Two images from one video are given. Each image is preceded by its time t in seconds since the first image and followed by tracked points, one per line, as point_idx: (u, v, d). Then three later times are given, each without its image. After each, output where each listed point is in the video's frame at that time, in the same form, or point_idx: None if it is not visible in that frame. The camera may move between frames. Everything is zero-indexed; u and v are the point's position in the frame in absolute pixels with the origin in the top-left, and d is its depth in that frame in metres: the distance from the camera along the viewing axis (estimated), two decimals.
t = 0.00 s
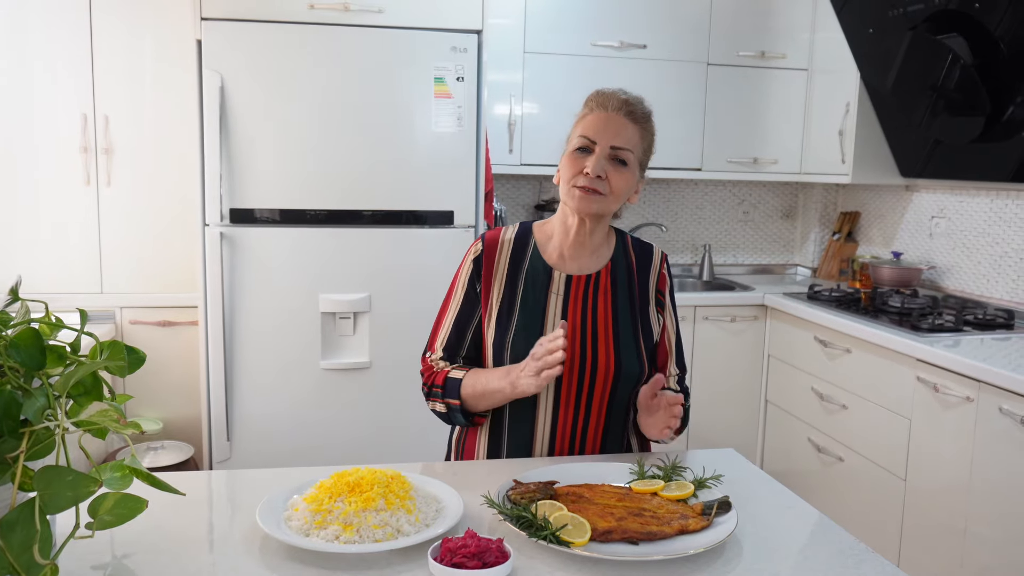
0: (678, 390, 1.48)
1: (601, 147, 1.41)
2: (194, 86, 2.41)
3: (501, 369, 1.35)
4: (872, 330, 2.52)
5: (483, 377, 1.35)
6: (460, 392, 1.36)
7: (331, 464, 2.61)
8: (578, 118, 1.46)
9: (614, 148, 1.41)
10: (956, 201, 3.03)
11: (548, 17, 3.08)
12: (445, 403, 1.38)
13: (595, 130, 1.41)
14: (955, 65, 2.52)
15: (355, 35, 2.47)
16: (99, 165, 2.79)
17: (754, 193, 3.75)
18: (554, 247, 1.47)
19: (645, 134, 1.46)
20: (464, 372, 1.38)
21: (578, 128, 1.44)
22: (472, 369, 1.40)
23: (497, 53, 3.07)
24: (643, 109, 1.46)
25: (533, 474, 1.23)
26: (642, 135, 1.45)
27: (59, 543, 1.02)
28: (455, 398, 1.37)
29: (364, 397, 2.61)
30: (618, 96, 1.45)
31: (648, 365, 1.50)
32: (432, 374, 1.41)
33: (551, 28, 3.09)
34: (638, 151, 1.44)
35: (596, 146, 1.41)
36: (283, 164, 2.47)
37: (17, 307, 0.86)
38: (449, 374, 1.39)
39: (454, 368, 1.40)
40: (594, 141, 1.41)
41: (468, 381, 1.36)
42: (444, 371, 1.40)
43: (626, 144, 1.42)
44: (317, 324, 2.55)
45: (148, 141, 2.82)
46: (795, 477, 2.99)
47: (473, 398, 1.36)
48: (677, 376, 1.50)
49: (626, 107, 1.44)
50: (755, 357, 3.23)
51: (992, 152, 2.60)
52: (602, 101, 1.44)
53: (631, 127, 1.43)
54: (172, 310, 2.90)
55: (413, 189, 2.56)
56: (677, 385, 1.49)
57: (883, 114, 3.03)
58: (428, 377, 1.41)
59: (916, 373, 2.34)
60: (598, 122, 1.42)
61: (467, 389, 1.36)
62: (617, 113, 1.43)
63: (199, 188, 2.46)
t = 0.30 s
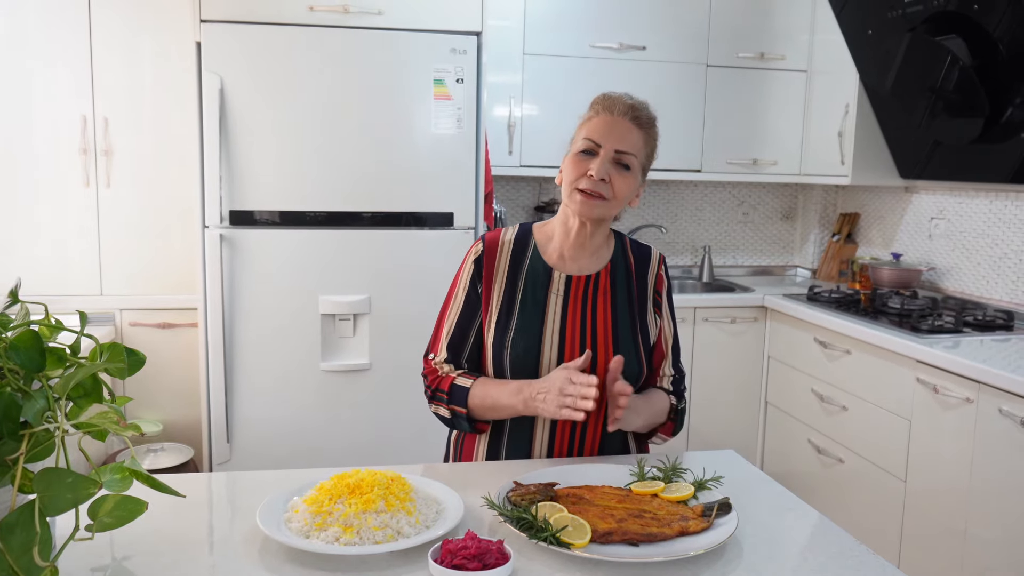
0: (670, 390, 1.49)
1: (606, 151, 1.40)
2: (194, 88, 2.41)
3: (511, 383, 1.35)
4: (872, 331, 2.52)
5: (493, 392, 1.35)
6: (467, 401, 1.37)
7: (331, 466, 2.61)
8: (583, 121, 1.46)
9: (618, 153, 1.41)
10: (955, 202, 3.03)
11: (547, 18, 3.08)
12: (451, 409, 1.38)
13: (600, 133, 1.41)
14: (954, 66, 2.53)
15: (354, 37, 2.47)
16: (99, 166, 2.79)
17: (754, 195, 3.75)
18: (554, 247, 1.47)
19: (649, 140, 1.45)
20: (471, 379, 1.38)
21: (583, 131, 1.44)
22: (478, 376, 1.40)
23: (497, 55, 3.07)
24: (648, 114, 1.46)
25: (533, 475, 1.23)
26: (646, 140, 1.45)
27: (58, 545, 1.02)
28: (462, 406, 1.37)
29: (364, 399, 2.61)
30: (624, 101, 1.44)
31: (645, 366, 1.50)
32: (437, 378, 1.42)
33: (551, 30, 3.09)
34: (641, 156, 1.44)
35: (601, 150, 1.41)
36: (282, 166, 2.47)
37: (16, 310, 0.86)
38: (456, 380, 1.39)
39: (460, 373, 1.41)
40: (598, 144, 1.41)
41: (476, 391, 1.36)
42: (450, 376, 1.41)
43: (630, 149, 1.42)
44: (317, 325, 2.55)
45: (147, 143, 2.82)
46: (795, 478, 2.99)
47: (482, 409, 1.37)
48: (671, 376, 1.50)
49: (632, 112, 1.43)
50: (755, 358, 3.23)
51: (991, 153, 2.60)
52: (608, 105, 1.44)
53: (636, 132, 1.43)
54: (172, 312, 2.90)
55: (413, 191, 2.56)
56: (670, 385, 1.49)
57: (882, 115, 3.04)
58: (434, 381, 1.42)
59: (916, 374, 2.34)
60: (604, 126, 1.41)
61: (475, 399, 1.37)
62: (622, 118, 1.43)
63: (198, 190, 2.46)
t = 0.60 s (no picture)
0: (666, 390, 1.48)
1: (596, 148, 1.41)
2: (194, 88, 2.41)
3: (503, 387, 1.36)
4: (872, 331, 2.52)
5: (487, 396, 1.36)
6: (462, 405, 1.37)
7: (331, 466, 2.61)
8: (570, 121, 1.46)
9: (607, 149, 1.41)
10: (955, 202, 3.03)
11: (547, 19, 3.08)
12: (447, 413, 1.39)
13: (589, 131, 1.42)
14: (954, 67, 2.53)
15: (354, 38, 2.47)
16: (99, 167, 2.79)
17: (754, 195, 3.75)
18: (552, 248, 1.47)
19: (637, 133, 1.46)
20: (466, 384, 1.39)
21: (571, 131, 1.44)
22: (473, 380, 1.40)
23: (497, 56, 3.07)
24: (634, 108, 1.46)
25: (533, 475, 1.24)
26: (635, 134, 1.45)
27: (59, 546, 1.02)
28: (457, 410, 1.38)
29: (364, 399, 2.61)
30: (609, 98, 1.45)
31: (643, 365, 1.50)
32: (434, 381, 1.42)
33: (551, 30, 3.09)
34: (631, 150, 1.44)
35: (590, 148, 1.41)
36: (282, 166, 2.47)
37: (16, 311, 0.86)
38: (451, 384, 1.39)
39: (456, 376, 1.41)
40: (588, 142, 1.41)
41: (471, 395, 1.37)
42: (446, 380, 1.41)
43: (620, 144, 1.42)
44: (318, 326, 2.55)
45: (147, 143, 2.82)
46: (795, 479, 2.99)
47: (476, 414, 1.37)
48: (668, 375, 1.49)
49: (617, 108, 1.44)
50: (755, 359, 3.23)
51: (991, 154, 2.60)
52: (593, 104, 1.44)
53: (623, 127, 1.43)
54: (172, 312, 2.90)
55: (412, 191, 2.56)
56: (666, 385, 1.48)
57: (883, 115, 3.04)
58: (430, 385, 1.42)
59: (917, 374, 2.34)
60: (591, 123, 1.42)
61: (469, 404, 1.37)
62: (608, 114, 1.43)
63: (199, 191, 2.46)
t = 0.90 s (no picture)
0: (665, 392, 1.48)
1: (577, 147, 1.40)
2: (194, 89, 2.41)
3: (484, 398, 1.37)
4: (871, 331, 2.53)
5: (468, 408, 1.37)
6: (448, 412, 1.40)
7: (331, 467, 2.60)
8: (549, 125, 1.45)
9: (590, 145, 1.40)
10: (955, 202, 3.03)
11: (547, 19, 3.08)
12: (437, 417, 1.42)
13: (568, 132, 1.40)
14: (954, 67, 2.53)
15: (354, 39, 2.47)
16: (98, 168, 2.79)
17: (753, 196, 3.75)
18: (551, 250, 1.47)
19: (617, 125, 1.44)
20: (454, 391, 1.40)
21: (551, 134, 1.43)
22: (461, 387, 1.41)
23: (497, 56, 3.07)
24: (609, 100, 1.44)
25: (533, 476, 1.24)
26: (616, 126, 1.43)
27: (60, 546, 1.02)
28: (443, 416, 1.40)
29: (364, 400, 2.61)
30: (583, 94, 1.43)
31: (643, 366, 1.50)
32: (427, 386, 1.45)
33: (551, 31, 3.09)
34: (614, 142, 1.43)
35: (572, 147, 1.40)
36: (282, 167, 2.48)
37: (17, 311, 0.86)
38: (439, 390, 1.41)
39: (446, 382, 1.43)
40: (569, 143, 1.40)
41: (453, 409, 1.39)
42: (436, 385, 1.43)
43: (602, 139, 1.40)
44: (318, 327, 2.55)
45: (147, 144, 2.82)
46: (796, 479, 2.99)
47: (463, 424, 1.40)
48: (667, 377, 1.50)
49: (592, 103, 1.42)
50: (755, 359, 3.23)
51: (991, 154, 2.60)
52: (568, 103, 1.43)
53: (602, 120, 1.41)
54: (172, 313, 2.90)
55: (413, 192, 2.56)
56: (666, 387, 1.49)
57: (882, 115, 3.04)
58: (424, 389, 1.45)
59: (917, 374, 2.34)
60: (569, 124, 1.40)
61: (454, 412, 1.39)
62: (585, 110, 1.41)
63: (199, 192, 2.46)
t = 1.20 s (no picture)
0: (665, 396, 1.49)
1: (573, 148, 1.40)
2: (194, 90, 2.41)
3: (476, 425, 1.38)
4: (870, 333, 2.53)
5: (463, 430, 1.39)
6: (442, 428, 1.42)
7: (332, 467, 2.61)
8: (544, 126, 1.45)
9: (585, 145, 1.40)
10: (955, 203, 3.03)
11: (548, 20, 3.08)
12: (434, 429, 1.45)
13: (564, 132, 1.41)
14: (955, 68, 2.53)
15: (355, 39, 2.48)
16: (99, 168, 2.80)
17: (754, 197, 3.75)
18: (547, 252, 1.47)
19: (613, 125, 1.44)
20: (446, 408, 1.42)
21: (547, 135, 1.44)
22: (453, 403, 1.42)
23: (498, 57, 3.07)
24: (605, 100, 1.45)
25: (532, 477, 1.24)
26: (611, 126, 1.44)
27: (60, 546, 1.02)
28: (437, 429, 1.43)
29: (364, 400, 2.61)
30: (578, 95, 1.44)
31: (642, 367, 1.50)
32: (424, 398, 1.47)
33: (551, 31, 3.09)
34: (610, 142, 1.43)
35: (567, 148, 1.40)
36: (283, 167, 2.48)
37: (18, 311, 0.86)
38: (433, 406, 1.44)
39: (441, 397, 1.44)
40: (564, 143, 1.41)
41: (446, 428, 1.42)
42: (431, 398, 1.45)
43: (597, 139, 1.41)
44: (318, 327, 2.55)
45: (148, 144, 2.82)
46: (796, 480, 2.98)
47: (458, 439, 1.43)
48: (667, 379, 1.50)
49: (587, 103, 1.42)
50: (755, 360, 3.23)
51: (991, 155, 2.60)
52: (564, 103, 1.43)
53: (598, 120, 1.42)
54: (173, 313, 2.90)
55: (413, 192, 2.56)
56: (665, 391, 1.49)
57: (883, 116, 3.04)
58: (422, 401, 1.48)
59: (917, 375, 2.34)
60: (564, 124, 1.41)
61: (449, 429, 1.42)
62: (580, 111, 1.42)
63: (199, 192, 2.46)
